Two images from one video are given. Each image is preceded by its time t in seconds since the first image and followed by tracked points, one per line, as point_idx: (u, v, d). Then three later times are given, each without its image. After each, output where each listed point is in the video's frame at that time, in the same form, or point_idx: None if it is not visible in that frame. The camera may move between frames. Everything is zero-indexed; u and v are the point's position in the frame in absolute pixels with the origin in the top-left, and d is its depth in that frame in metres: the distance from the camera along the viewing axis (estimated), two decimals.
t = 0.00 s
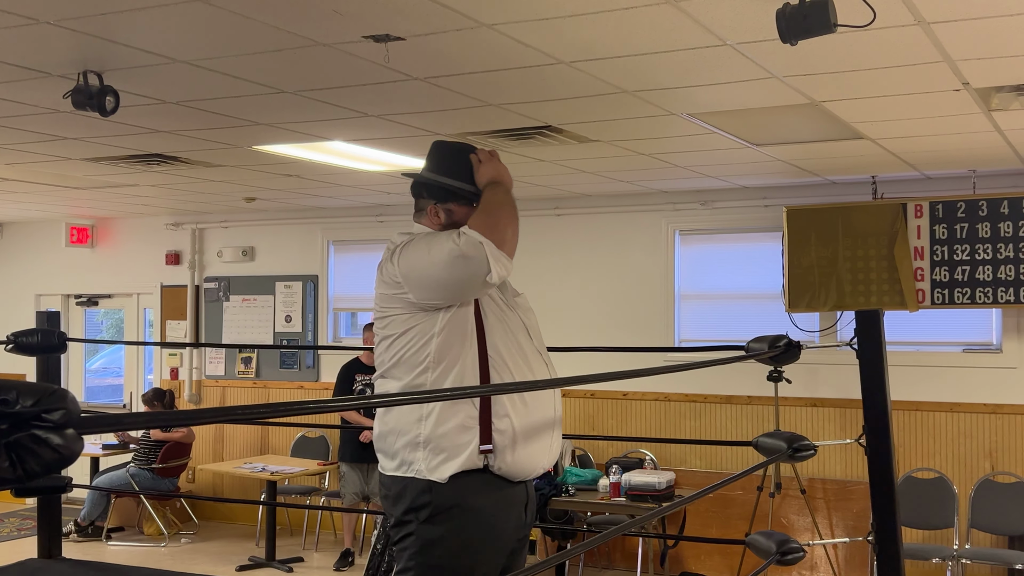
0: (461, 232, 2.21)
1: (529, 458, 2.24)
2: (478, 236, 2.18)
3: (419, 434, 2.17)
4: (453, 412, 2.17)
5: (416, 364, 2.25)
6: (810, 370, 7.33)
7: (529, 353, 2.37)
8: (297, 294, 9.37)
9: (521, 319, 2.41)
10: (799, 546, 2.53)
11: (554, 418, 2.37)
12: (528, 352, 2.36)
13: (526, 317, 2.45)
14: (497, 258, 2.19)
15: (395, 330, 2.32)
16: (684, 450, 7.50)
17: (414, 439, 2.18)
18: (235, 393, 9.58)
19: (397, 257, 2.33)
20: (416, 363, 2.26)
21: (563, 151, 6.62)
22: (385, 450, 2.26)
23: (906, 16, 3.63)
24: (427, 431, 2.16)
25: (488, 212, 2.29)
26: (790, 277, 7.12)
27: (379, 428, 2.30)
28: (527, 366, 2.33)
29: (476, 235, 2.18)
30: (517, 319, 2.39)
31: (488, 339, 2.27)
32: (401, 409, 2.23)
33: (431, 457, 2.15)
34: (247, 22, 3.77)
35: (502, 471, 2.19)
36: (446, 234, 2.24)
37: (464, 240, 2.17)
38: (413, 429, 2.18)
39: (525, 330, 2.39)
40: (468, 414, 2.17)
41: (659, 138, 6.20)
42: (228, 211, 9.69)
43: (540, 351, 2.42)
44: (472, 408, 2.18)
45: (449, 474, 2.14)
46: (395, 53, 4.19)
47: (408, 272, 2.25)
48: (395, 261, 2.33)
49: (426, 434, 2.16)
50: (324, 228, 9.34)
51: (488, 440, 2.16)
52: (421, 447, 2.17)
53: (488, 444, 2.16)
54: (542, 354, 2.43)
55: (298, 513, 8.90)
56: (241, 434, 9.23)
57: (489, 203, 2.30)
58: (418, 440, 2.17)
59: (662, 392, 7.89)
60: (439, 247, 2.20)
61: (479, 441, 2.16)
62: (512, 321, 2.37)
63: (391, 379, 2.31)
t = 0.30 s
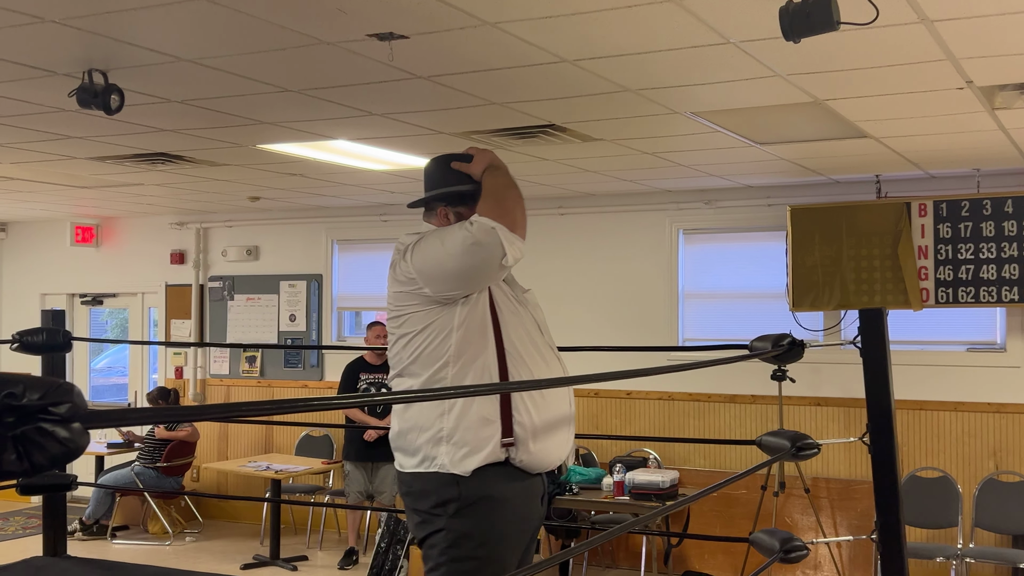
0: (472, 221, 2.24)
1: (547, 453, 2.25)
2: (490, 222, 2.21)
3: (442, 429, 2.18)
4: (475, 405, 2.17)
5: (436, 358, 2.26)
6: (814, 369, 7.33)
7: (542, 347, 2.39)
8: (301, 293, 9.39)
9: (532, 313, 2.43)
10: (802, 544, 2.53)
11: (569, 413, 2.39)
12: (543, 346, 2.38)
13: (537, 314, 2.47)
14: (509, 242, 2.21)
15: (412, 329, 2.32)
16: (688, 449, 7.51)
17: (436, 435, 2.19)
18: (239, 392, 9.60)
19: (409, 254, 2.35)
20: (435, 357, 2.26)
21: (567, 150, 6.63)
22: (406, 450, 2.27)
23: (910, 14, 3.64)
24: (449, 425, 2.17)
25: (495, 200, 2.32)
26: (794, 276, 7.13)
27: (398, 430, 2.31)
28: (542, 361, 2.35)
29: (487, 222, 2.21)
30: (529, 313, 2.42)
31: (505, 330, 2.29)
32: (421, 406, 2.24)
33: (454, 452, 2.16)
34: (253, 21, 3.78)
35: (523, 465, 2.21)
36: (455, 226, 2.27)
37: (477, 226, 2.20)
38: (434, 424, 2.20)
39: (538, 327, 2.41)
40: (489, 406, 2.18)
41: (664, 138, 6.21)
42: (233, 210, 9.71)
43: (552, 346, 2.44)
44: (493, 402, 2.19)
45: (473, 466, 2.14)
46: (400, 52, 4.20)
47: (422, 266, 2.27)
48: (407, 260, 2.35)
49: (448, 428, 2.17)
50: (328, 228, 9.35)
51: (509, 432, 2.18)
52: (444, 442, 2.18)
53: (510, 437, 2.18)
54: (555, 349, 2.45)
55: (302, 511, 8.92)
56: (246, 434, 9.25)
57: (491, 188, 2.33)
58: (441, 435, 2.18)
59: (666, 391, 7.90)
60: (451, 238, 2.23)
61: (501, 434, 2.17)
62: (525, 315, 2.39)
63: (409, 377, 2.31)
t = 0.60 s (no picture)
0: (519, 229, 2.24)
1: (579, 445, 2.27)
2: (541, 235, 2.22)
3: (477, 425, 2.18)
4: (511, 403, 2.18)
5: (474, 359, 2.27)
6: (837, 368, 7.31)
7: (573, 346, 2.40)
8: (323, 292, 9.42)
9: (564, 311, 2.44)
10: (825, 542, 2.52)
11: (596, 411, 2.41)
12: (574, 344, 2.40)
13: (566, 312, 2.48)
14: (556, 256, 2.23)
15: (447, 326, 2.33)
16: (709, 448, 7.49)
17: (471, 430, 2.18)
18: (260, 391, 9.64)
19: (449, 250, 2.33)
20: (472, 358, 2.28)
21: (588, 148, 6.63)
22: (439, 446, 2.26)
23: (935, 9, 3.61)
24: (485, 421, 2.17)
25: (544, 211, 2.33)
26: (816, 275, 7.10)
27: (427, 426, 2.30)
28: (574, 359, 2.37)
29: (536, 234, 2.22)
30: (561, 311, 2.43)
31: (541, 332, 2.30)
32: (455, 403, 2.23)
33: (490, 446, 2.16)
34: (276, 19, 3.80)
35: (554, 459, 2.22)
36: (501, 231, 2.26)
37: (530, 238, 2.21)
38: (468, 421, 2.19)
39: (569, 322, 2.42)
40: (523, 403, 2.19)
41: (687, 135, 6.20)
42: (255, 209, 9.74)
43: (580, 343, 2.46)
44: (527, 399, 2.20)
45: (510, 459, 2.16)
46: (421, 50, 4.21)
47: (465, 266, 2.25)
48: (446, 257, 2.34)
49: (484, 423, 2.17)
50: (349, 227, 9.38)
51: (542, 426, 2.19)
52: (480, 437, 2.18)
53: (542, 430, 2.20)
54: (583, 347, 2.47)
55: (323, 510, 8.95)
56: (267, 432, 9.29)
57: (539, 199, 2.35)
58: (476, 430, 2.18)
59: (687, 390, 7.89)
60: (498, 244, 2.22)
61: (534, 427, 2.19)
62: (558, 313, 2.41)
63: (441, 373, 2.32)
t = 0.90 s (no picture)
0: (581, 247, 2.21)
1: (611, 447, 2.28)
2: (604, 259, 2.21)
3: (519, 429, 2.15)
4: (554, 409, 2.17)
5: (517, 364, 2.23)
6: (857, 367, 7.26)
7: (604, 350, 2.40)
8: (342, 292, 9.44)
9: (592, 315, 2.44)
10: (846, 543, 2.50)
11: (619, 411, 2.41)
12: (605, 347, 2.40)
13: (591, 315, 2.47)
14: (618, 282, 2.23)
15: (487, 326, 2.26)
16: (729, 448, 7.46)
17: (513, 435, 2.15)
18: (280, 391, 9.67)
19: (498, 251, 2.26)
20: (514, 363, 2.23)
21: (606, 147, 6.62)
22: (473, 448, 2.21)
23: (956, 5, 3.58)
24: (527, 426, 2.15)
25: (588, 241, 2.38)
26: (837, 273, 7.07)
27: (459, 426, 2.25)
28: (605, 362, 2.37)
29: (600, 257, 2.21)
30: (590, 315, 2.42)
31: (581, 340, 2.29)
32: (496, 406, 2.18)
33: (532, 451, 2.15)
34: (293, 19, 3.81)
35: (587, 464, 2.23)
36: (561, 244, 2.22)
37: (597, 260, 2.20)
38: (510, 425, 2.15)
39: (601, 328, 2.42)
40: (563, 408, 2.18)
41: (706, 134, 6.17)
42: (275, 209, 9.77)
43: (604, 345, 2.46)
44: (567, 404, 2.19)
45: (550, 465, 2.15)
46: (439, 49, 4.20)
47: (520, 272, 2.20)
48: (494, 257, 2.26)
49: (526, 428, 2.15)
50: (368, 226, 9.39)
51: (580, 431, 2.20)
52: (520, 442, 2.15)
53: (580, 435, 2.20)
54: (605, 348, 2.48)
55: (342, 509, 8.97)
56: (287, 431, 9.32)
57: (594, 225, 2.39)
58: (518, 435, 2.15)
59: (706, 390, 7.87)
60: (560, 259, 2.19)
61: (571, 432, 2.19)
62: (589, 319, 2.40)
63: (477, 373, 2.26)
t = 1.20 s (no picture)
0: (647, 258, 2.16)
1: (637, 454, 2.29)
2: (671, 273, 2.17)
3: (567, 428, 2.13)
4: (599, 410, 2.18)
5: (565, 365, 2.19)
6: (868, 367, 7.24)
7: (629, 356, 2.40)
8: (352, 292, 9.46)
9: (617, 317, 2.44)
10: (856, 543, 2.48)
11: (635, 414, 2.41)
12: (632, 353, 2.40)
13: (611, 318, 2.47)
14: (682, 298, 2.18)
15: (538, 323, 2.19)
16: (738, 447, 7.44)
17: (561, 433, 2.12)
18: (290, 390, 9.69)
19: (560, 251, 2.20)
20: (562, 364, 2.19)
21: (616, 146, 6.61)
22: (512, 448, 2.14)
23: (967, 4, 3.57)
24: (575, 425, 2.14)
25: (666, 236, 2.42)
26: (847, 273, 7.04)
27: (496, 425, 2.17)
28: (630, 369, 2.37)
29: (667, 270, 2.16)
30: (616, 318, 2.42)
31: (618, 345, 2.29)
32: (546, 404, 2.13)
33: (578, 451, 2.13)
34: (301, 18, 3.81)
35: (619, 468, 2.23)
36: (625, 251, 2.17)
37: (664, 275, 2.15)
38: (560, 424, 2.13)
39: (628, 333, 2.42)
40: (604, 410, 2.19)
41: (716, 134, 6.16)
42: (285, 209, 9.78)
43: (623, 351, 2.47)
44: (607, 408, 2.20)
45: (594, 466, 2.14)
46: (448, 48, 4.20)
47: (585, 276, 2.15)
48: (555, 255, 2.20)
49: (575, 426, 2.13)
50: (378, 226, 9.40)
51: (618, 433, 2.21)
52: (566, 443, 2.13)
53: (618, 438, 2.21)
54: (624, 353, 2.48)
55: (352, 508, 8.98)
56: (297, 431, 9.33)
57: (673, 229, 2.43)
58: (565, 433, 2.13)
59: (716, 390, 7.85)
60: (629, 269, 2.13)
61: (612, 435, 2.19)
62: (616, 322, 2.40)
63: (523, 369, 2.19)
